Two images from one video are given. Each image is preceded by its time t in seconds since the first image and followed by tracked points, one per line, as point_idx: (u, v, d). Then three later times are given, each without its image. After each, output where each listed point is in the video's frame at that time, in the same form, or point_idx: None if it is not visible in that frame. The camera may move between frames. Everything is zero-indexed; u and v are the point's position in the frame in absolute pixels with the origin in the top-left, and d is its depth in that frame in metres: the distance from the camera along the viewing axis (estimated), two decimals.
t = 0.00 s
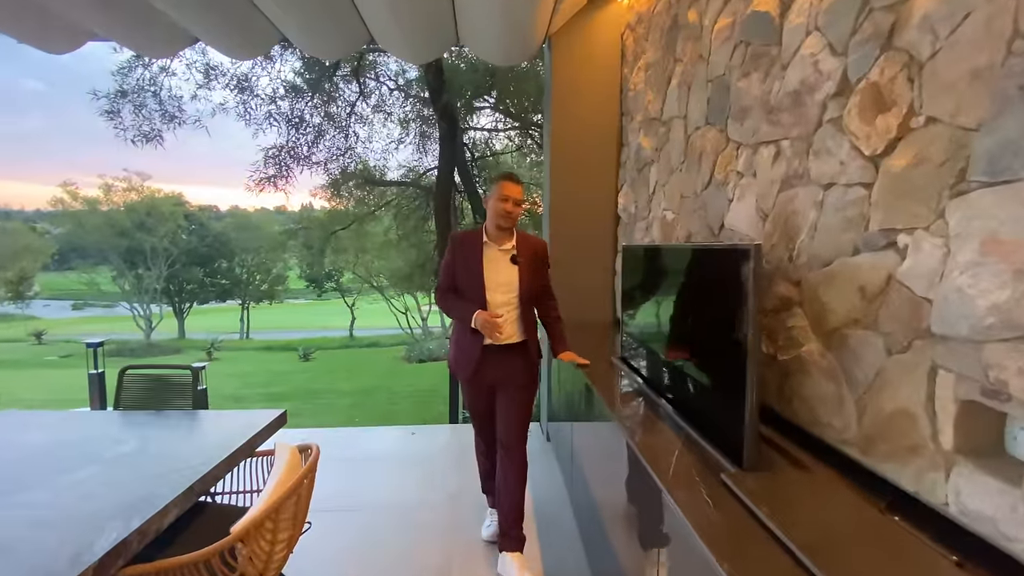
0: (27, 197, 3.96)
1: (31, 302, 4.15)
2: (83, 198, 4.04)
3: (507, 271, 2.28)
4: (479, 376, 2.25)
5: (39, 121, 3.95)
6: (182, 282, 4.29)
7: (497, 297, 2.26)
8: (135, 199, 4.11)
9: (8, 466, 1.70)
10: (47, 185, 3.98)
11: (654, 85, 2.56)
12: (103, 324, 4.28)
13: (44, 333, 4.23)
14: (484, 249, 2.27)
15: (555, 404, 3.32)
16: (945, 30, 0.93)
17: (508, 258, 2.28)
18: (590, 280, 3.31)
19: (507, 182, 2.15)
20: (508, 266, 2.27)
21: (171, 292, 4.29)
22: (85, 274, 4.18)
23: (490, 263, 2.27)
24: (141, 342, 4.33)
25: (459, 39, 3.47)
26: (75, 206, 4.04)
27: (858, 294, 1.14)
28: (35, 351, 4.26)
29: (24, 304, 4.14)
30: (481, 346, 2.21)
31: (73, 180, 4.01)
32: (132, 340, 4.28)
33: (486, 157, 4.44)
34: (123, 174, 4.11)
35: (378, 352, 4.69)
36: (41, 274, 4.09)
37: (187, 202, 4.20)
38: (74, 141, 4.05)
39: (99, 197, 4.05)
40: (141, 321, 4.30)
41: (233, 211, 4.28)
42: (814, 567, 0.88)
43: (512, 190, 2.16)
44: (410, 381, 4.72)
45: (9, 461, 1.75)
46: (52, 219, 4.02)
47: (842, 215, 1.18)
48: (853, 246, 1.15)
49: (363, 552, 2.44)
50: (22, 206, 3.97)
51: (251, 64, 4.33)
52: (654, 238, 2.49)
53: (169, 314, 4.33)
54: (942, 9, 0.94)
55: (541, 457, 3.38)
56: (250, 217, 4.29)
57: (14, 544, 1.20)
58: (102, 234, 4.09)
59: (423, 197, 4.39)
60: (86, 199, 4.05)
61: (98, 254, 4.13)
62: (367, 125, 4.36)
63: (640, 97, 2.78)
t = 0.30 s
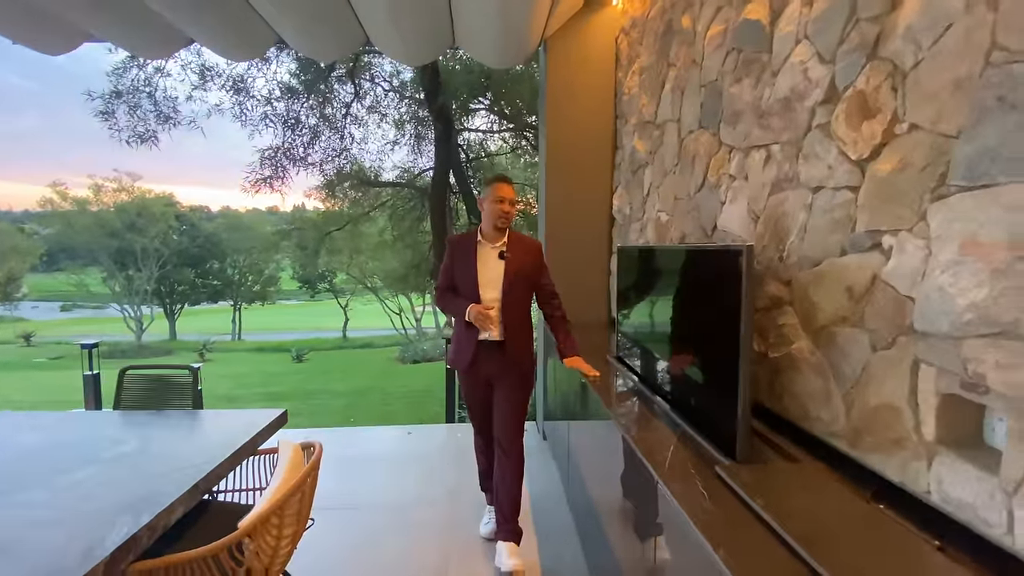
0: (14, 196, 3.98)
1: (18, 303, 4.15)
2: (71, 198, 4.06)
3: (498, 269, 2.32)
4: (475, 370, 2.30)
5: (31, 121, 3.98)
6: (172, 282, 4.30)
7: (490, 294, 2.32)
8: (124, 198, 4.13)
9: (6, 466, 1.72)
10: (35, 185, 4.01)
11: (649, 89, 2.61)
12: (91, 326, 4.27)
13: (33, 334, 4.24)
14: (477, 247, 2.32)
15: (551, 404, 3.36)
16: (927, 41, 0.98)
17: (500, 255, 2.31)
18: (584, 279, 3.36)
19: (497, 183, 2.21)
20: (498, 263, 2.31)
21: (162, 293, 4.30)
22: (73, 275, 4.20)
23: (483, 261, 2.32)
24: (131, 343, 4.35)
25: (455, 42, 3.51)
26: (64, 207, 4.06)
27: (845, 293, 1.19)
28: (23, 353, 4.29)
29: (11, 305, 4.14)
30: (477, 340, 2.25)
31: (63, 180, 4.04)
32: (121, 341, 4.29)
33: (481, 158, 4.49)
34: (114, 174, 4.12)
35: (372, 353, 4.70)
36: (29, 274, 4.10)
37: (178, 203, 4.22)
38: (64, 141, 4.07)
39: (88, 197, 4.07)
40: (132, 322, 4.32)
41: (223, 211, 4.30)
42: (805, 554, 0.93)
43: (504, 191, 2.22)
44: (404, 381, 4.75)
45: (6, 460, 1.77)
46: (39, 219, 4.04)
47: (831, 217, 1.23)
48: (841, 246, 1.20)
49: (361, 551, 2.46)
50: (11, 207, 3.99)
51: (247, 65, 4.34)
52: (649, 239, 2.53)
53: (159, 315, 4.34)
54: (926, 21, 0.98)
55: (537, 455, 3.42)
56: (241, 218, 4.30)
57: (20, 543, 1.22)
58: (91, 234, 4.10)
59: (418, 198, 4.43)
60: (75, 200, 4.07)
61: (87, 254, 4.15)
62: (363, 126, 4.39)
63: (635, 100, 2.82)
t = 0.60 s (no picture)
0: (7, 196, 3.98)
1: (9, 304, 4.13)
2: (65, 199, 4.08)
3: (500, 269, 2.43)
4: (477, 366, 2.41)
5: (18, 120, 3.97)
6: (166, 283, 4.36)
7: (492, 294, 2.43)
8: (118, 199, 4.17)
9: (22, 462, 1.79)
10: (28, 186, 4.02)
11: (640, 99, 2.73)
12: (85, 327, 4.33)
13: (26, 336, 4.26)
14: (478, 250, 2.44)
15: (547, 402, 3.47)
16: (887, 68, 1.10)
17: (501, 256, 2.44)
18: (579, 279, 3.47)
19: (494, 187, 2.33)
20: (499, 264, 2.43)
21: (157, 295, 4.36)
22: (68, 276, 4.23)
23: (485, 263, 2.44)
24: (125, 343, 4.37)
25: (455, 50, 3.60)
26: (57, 207, 4.08)
27: (817, 293, 1.31)
28: (17, 354, 4.31)
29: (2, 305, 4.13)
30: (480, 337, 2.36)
31: (56, 181, 4.06)
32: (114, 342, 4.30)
33: (477, 161, 4.60)
34: (108, 175, 4.16)
35: (367, 354, 4.85)
36: (19, 275, 4.08)
37: (171, 203, 4.26)
38: (58, 143, 4.07)
39: (82, 198, 4.10)
40: (127, 324, 4.36)
41: (216, 211, 4.34)
42: (779, 527, 1.05)
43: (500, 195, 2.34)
44: (400, 380, 4.85)
45: (23, 458, 1.84)
46: (31, 220, 4.04)
47: (805, 224, 1.34)
48: (814, 251, 1.32)
49: (367, 541, 2.56)
50: None
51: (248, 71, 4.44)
52: (641, 242, 2.65)
53: (154, 317, 4.39)
54: (886, 51, 1.10)
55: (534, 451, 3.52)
56: (234, 219, 4.35)
57: (53, 527, 1.30)
58: (85, 234, 4.14)
59: (415, 201, 4.53)
60: (68, 201, 4.10)
61: (80, 254, 4.18)
62: (362, 131, 4.50)
63: (628, 108, 2.94)
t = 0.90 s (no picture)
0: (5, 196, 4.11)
1: (8, 305, 4.29)
2: (61, 200, 4.20)
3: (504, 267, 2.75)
4: (486, 358, 2.73)
5: (8, 118, 4.06)
6: (163, 283, 4.51)
7: (498, 290, 2.75)
8: (116, 200, 4.29)
9: (52, 451, 1.93)
10: (26, 187, 4.14)
11: (632, 112, 2.90)
12: (78, 328, 4.49)
13: (22, 338, 4.44)
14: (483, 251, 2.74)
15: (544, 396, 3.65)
16: (835, 99, 1.28)
17: (503, 255, 2.76)
18: (576, 280, 3.65)
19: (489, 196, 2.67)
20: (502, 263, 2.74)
21: (154, 296, 4.51)
22: (65, 278, 4.37)
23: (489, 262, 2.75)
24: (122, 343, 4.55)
25: (456, 60, 3.76)
26: (53, 208, 4.21)
27: (782, 293, 1.48)
28: (13, 355, 4.48)
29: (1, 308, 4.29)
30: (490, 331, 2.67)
31: (53, 182, 4.18)
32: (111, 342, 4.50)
33: (476, 164, 4.76)
34: (105, 176, 4.28)
35: (365, 354, 5.02)
36: (16, 276, 4.25)
37: (170, 205, 4.41)
38: (46, 142, 4.16)
39: (79, 198, 4.22)
40: (124, 325, 4.52)
41: (213, 211, 4.49)
42: (743, 494, 1.23)
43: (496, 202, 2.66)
44: (399, 379, 5.02)
45: (61, 444, 2.01)
46: (31, 220, 4.18)
47: (772, 232, 1.52)
48: (779, 256, 1.49)
49: (374, 524, 2.74)
50: None
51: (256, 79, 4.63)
52: (632, 246, 2.82)
53: (150, 317, 4.54)
54: (836, 85, 1.27)
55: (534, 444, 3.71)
56: (230, 219, 4.51)
57: (107, 501, 1.46)
58: (82, 234, 4.26)
59: (415, 204, 4.70)
60: (65, 201, 4.22)
61: (76, 254, 4.31)
62: (366, 138, 4.68)
63: (620, 119, 3.11)
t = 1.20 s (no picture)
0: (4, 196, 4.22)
1: (8, 305, 4.38)
2: (63, 201, 4.36)
3: (508, 269, 3.01)
4: (491, 353, 2.97)
5: (7, 119, 4.19)
6: (163, 284, 4.70)
7: (502, 290, 3.01)
8: (116, 201, 4.48)
9: (93, 440, 2.13)
10: (27, 188, 4.28)
11: (623, 123, 3.09)
12: (75, 328, 4.65)
13: (22, 338, 4.54)
14: (488, 254, 3.01)
15: (541, 391, 3.85)
16: (792, 125, 1.48)
17: (506, 258, 3.02)
18: (572, 281, 3.86)
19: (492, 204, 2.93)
20: (506, 265, 3.00)
21: (153, 296, 4.70)
22: (64, 279, 4.52)
23: (494, 264, 3.01)
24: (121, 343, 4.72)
25: (457, 70, 3.96)
26: (54, 209, 4.36)
27: (751, 293, 1.68)
28: (14, 356, 4.57)
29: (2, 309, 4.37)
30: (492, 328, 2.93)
31: (54, 183, 4.33)
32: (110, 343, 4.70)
33: (476, 169, 4.97)
34: (106, 177, 4.45)
35: (364, 354, 5.18)
36: (15, 277, 4.33)
37: (168, 205, 4.61)
38: (46, 143, 4.30)
39: (81, 200, 4.40)
40: (124, 325, 4.72)
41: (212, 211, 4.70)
42: (714, 467, 1.44)
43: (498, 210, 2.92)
44: (399, 377, 5.20)
45: (99, 434, 2.21)
46: (27, 220, 4.30)
47: (742, 239, 1.72)
48: (748, 260, 1.69)
49: (380, 510, 2.92)
50: None
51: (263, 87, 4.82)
52: (623, 249, 3.02)
53: (149, 317, 4.73)
54: (792, 112, 1.48)
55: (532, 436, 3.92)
56: (229, 219, 4.72)
57: (154, 479, 1.66)
58: (84, 236, 4.45)
59: (416, 207, 4.89)
60: (66, 203, 4.38)
61: (77, 255, 4.48)
62: (370, 144, 4.87)
63: (612, 130, 3.31)
